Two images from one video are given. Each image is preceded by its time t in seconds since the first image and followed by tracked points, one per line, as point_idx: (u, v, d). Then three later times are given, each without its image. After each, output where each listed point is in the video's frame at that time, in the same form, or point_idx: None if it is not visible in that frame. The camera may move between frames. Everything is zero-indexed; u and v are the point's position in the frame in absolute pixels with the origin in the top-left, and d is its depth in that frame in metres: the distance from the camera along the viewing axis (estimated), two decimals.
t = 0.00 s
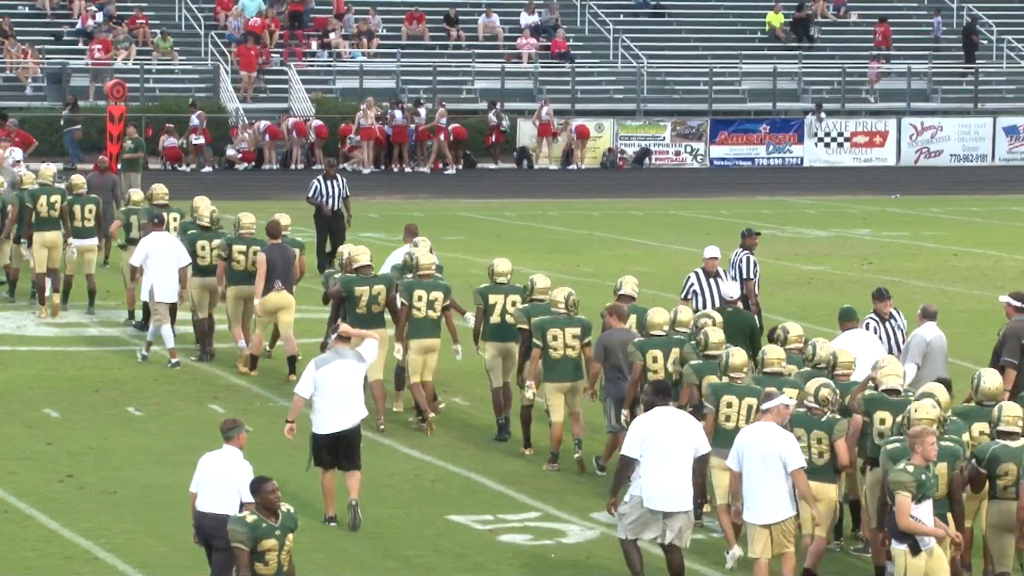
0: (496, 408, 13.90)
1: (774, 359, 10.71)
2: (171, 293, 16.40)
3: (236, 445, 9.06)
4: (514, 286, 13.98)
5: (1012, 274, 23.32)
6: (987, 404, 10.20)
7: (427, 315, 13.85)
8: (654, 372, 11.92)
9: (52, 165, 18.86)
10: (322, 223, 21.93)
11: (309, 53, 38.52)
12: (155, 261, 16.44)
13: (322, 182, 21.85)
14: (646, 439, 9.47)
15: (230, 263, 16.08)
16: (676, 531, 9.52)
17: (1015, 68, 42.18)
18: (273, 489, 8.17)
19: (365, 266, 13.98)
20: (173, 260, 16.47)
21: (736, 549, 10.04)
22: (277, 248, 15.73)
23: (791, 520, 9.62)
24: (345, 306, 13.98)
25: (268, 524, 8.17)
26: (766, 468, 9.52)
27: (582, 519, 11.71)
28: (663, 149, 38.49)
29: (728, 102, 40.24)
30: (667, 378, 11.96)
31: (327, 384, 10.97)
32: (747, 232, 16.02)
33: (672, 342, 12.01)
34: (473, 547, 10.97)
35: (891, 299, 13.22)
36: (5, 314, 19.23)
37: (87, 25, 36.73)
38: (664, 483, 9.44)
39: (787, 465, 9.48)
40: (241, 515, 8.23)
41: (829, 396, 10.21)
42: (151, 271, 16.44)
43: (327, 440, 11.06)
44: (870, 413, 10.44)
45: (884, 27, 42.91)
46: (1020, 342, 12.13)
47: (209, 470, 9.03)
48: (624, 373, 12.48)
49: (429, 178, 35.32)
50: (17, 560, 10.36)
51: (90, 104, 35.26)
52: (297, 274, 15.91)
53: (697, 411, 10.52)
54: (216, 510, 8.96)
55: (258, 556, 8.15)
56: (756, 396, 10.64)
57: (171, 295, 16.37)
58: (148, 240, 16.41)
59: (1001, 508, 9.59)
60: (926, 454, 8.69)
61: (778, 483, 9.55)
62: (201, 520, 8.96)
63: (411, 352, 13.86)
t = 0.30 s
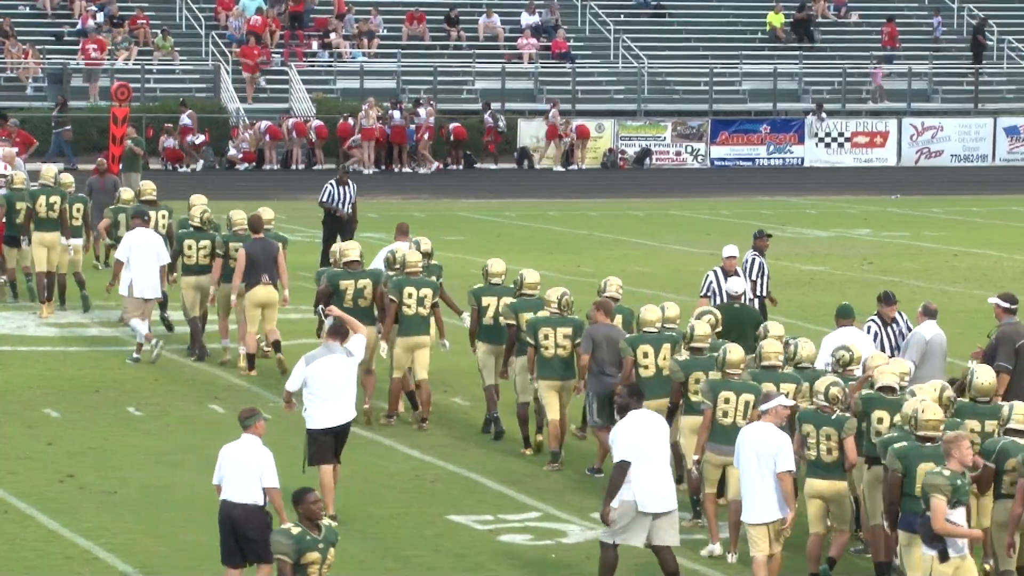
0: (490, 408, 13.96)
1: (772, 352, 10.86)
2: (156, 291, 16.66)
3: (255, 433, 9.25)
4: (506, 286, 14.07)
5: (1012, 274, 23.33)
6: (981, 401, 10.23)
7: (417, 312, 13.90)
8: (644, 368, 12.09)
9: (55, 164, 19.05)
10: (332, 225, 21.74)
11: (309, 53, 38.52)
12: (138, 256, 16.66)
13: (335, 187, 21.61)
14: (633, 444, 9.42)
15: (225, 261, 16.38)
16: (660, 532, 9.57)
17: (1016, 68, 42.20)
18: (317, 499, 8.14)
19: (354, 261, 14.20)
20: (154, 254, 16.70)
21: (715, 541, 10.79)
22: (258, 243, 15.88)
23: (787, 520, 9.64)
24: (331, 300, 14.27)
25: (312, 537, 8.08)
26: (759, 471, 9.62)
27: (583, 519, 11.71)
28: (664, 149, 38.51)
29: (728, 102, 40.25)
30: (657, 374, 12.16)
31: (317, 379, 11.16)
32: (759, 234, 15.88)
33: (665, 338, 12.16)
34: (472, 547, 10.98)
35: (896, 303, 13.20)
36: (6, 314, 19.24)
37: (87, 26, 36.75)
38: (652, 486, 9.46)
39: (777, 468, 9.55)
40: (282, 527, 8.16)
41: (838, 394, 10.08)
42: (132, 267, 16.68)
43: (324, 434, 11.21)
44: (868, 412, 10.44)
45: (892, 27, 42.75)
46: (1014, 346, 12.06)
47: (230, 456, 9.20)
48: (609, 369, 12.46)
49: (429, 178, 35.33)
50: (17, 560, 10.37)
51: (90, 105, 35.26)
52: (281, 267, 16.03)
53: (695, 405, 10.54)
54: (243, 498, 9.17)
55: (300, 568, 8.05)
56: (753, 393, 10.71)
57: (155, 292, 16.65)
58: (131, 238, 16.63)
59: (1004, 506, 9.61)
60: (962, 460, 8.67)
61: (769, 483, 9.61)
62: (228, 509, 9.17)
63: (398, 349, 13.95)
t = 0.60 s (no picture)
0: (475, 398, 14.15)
1: (760, 350, 10.86)
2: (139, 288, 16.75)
3: (281, 435, 9.24)
4: (501, 282, 14.19)
5: (1012, 274, 23.30)
6: (979, 398, 10.22)
7: (400, 311, 13.99)
8: (642, 364, 12.18)
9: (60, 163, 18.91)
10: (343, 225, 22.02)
11: (309, 53, 38.51)
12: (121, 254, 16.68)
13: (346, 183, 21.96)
14: (600, 444, 9.38)
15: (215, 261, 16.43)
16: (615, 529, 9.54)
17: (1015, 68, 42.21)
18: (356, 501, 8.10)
19: (350, 259, 14.19)
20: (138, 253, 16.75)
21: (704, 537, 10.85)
22: (246, 241, 16.03)
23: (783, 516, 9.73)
24: (331, 303, 14.21)
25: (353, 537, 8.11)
26: (765, 465, 9.64)
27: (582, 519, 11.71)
28: (663, 149, 38.49)
29: (727, 102, 40.23)
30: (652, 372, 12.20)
31: (308, 375, 11.23)
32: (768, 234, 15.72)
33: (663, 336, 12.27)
34: (471, 547, 10.98)
35: (895, 302, 13.19)
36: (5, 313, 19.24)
37: (87, 25, 36.74)
38: (616, 483, 9.46)
39: (787, 465, 9.63)
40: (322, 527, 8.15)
41: (855, 393, 10.09)
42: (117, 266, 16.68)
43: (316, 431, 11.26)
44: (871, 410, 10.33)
45: (894, 27, 42.83)
46: (1004, 347, 12.06)
47: (256, 459, 9.19)
48: (592, 366, 12.40)
49: (428, 178, 35.30)
50: (17, 560, 10.36)
51: (89, 104, 35.24)
52: (269, 265, 16.14)
53: (683, 405, 10.55)
54: (268, 501, 9.15)
55: (340, 570, 8.08)
56: (740, 390, 10.74)
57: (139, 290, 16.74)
58: (115, 238, 16.60)
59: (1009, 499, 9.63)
60: (1005, 458, 8.76)
61: (778, 478, 9.66)
62: (254, 510, 9.17)
63: (385, 347, 13.96)
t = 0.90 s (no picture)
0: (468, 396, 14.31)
1: (744, 343, 11.06)
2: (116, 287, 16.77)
3: (308, 428, 9.33)
4: (491, 279, 14.29)
5: (1011, 274, 23.29)
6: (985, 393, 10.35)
7: (389, 308, 14.01)
8: (634, 360, 12.28)
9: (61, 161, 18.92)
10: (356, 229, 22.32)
11: (308, 53, 38.53)
12: (95, 253, 16.61)
13: (357, 188, 22.21)
14: (564, 446, 9.35)
15: (202, 258, 16.48)
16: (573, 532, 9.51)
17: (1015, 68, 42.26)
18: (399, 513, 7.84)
19: (348, 255, 14.29)
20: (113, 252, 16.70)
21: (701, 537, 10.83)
22: (244, 238, 16.19)
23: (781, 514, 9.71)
24: (329, 299, 14.19)
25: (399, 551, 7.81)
26: (768, 461, 9.64)
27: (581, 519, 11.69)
28: (663, 148, 38.48)
29: (728, 101, 40.24)
30: (644, 369, 12.31)
31: (298, 375, 11.23)
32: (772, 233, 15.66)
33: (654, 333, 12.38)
34: (472, 547, 10.97)
35: (903, 300, 13.16)
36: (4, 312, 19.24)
37: (87, 24, 36.72)
38: (580, 484, 9.47)
39: (788, 460, 9.66)
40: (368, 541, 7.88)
41: (880, 393, 10.05)
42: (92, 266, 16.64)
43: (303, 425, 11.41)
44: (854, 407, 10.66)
45: (897, 27, 42.95)
46: (1002, 344, 12.04)
47: (282, 451, 9.24)
48: (567, 366, 12.35)
49: (427, 178, 35.28)
50: (17, 560, 10.36)
51: (89, 104, 35.22)
52: (263, 264, 16.34)
53: (670, 398, 10.67)
54: (290, 494, 9.22)
55: None
56: (726, 381, 10.89)
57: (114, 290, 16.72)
58: (91, 237, 16.58)
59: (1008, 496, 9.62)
60: None
61: (781, 473, 9.67)
62: (277, 503, 9.24)
63: (377, 345, 14.01)
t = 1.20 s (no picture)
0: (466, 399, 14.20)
1: (736, 345, 11.13)
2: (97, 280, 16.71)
3: (326, 427, 9.33)
4: (479, 278, 14.38)
5: (1011, 274, 23.28)
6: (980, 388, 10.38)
7: (386, 305, 14.12)
8: (621, 362, 12.29)
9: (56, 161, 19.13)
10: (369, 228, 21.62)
11: (309, 52, 38.55)
12: (80, 249, 16.71)
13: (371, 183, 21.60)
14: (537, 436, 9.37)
15: (195, 257, 16.55)
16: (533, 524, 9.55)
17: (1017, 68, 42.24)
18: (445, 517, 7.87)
19: (336, 255, 14.34)
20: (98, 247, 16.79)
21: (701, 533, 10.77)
22: (237, 237, 16.18)
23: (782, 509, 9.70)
24: (320, 299, 14.21)
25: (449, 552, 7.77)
26: (764, 458, 9.65)
27: (581, 519, 11.68)
28: (664, 148, 38.51)
29: (729, 102, 40.25)
30: (634, 368, 12.33)
31: (283, 367, 11.41)
32: (780, 231, 15.68)
33: (637, 331, 12.41)
34: (472, 547, 10.96)
35: (913, 300, 13.08)
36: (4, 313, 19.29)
37: (88, 24, 36.74)
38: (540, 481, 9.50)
39: (783, 454, 9.69)
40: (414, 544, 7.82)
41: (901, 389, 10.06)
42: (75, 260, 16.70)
43: (280, 421, 11.50)
44: (839, 404, 10.64)
45: (904, 27, 42.75)
46: (1002, 343, 12.03)
47: (301, 452, 9.27)
48: (550, 364, 12.47)
49: (428, 178, 35.28)
50: (17, 560, 10.36)
51: (90, 105, 35.26)
52: (255, 260, 16.33)
53: (664, 395, 10.76)
54: (315, 492, 9.24)
55: None
56: (719, 381, 10.96)
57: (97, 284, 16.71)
58: (73, 231, 16.72)
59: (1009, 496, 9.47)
60: None
61: (777, 469, 9.67)
62: (298, 501, 9.28)
63: (371, 340, 14.12)
